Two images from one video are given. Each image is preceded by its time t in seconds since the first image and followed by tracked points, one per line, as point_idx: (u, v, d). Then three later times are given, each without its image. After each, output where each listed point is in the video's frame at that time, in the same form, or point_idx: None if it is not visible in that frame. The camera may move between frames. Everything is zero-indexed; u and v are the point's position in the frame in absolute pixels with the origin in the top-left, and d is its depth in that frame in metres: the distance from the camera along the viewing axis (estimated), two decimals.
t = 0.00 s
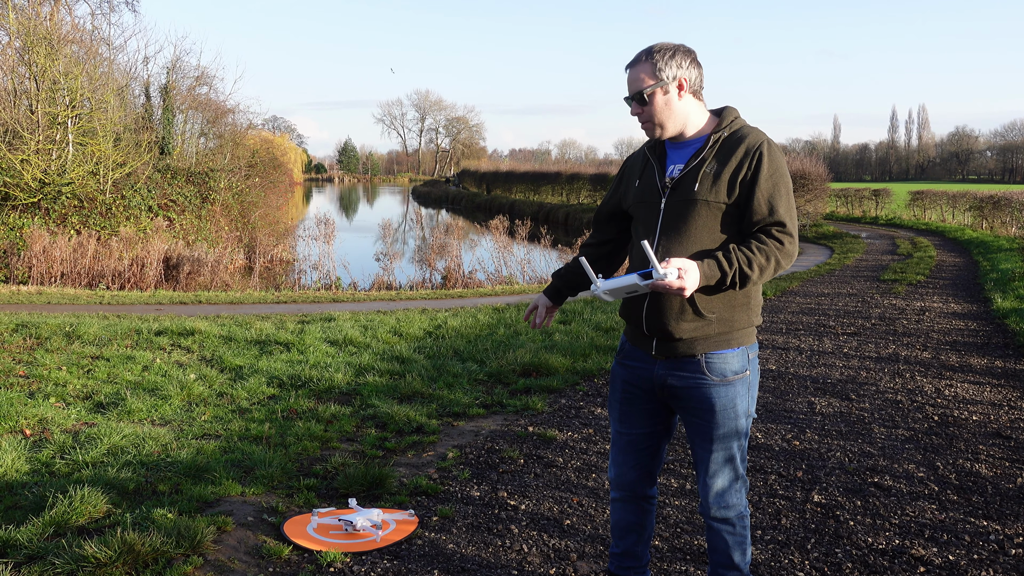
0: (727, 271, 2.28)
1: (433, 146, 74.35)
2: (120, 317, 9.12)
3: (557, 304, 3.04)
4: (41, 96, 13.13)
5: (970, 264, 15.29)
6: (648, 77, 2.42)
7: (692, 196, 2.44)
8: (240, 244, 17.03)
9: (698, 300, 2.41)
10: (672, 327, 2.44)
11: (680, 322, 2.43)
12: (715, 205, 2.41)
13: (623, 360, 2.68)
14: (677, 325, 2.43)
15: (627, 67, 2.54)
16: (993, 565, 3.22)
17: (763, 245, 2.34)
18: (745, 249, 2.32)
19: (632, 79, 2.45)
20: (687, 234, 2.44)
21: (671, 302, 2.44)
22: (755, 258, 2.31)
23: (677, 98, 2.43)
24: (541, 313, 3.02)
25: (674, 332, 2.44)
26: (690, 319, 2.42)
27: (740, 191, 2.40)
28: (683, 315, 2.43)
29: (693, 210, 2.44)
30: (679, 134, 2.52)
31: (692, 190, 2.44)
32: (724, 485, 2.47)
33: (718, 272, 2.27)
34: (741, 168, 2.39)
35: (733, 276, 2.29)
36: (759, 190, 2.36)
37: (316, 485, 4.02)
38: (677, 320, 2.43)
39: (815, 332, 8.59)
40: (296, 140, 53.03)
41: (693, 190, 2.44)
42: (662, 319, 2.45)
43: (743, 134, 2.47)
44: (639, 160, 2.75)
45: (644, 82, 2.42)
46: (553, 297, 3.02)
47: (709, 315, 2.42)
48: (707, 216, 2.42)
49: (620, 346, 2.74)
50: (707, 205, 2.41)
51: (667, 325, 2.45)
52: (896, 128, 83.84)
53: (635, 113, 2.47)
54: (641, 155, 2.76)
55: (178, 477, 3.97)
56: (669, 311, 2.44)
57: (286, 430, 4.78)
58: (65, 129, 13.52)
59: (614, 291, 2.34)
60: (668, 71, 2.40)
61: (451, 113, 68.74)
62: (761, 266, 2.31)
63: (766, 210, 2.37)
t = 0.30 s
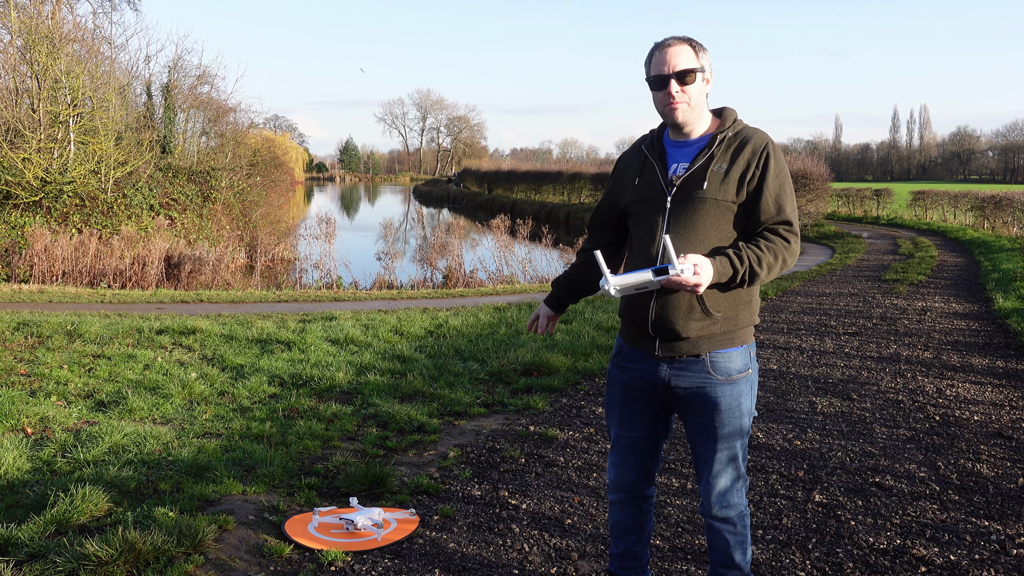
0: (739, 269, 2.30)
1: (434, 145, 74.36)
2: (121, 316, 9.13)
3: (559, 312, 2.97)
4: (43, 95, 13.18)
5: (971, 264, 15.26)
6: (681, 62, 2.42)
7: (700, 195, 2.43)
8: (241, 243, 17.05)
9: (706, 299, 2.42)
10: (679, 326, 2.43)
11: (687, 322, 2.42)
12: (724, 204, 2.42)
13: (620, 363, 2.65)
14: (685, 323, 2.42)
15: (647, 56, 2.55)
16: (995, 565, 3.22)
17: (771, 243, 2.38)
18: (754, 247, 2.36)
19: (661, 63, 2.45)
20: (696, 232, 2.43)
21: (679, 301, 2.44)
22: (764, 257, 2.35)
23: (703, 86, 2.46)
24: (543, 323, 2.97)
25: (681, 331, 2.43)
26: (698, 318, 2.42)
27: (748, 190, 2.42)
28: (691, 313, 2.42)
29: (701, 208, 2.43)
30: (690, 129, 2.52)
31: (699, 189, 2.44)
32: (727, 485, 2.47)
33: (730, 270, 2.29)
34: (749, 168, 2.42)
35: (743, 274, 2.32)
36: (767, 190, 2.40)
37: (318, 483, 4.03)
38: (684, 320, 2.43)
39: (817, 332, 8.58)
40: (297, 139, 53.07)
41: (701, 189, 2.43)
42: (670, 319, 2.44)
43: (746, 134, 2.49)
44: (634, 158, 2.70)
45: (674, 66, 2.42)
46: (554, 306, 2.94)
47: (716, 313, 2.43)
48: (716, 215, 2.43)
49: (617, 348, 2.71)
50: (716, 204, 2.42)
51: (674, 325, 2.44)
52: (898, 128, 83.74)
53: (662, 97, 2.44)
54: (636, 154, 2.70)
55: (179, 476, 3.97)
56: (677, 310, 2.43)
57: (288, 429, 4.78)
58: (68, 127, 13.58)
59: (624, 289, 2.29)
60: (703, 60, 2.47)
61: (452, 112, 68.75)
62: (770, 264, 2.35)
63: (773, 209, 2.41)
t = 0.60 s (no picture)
0: (746, 270, 2.34)
1: (435, 144, 74.31)
2: (123, 314, 9.14)
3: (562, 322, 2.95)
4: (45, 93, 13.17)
5: (973, 264, 15.23)
6: (688, 60, 2.42)
7: (707, 193, 2.43)
8: (243, 241, 17.04)
9: (711, 299, 2.42)
10: (685, 325, 2.42)
11: (693, 321, 2.42)
12: (729, 204, 2.44)
13: (620, 364, 2.63)
14: (691, 323, 2.42)
15: (653, 53, 2.54)
16: (996, 564, 3.22)
17: (775, 244, 2.42)
18: (759, 247, 2.39)
19: (670, 59, 2.44)
20: (703, 231, 2.42)
21: (685, 301, 2.42)
22: (770, 257, 2.38)
23: (710, 85, 2.46)
24: (548, 334, 2.92)
25: (686, 330, 2.42)
26: (703, 317, 2.42)
27: (752, 190, 2.46)
28: (697, 313, 2.42)
29: (707, 208, 2.43)
30: (694, 127, 2.52)
31: (705, 188, 2.43)
32: (729, 485, 2.46)
33: (738, 271, 2.32)
34: (754, 168, 2.45)
35: (750, 274, 2.35)
36: (771, 191, 2.45)
37: (319, 482, 4.03)
38: (689, 319, 2.42)
39: (818, 331, 8.57)
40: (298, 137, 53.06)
41: (707, 188, 2.43)
42: (675, 318, 2.43)
43: (748, 135, 2.51)
44: (633, 155, 2.66)
45: (684, 63, 2.42)
46: (558, 315, 2.92)
47: (721, 312, 2.44)
48: (722, 214, 2.43)
49: (615, 349, 2.68)
50: (722, 203, 2.43)
51: (680, 324, 2.43)
52: (900, 127, 83.61)
53: (670, 93, 2.43)
54: (636, 151, 2.67)
55: (180, 474, 3.98)
56: (682, 309, 2.42)
57: (289, 427, 4.78)
58: (69, 125, 13.54)
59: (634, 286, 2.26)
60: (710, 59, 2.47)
61: (454, 111, 68.75)
62: (775, 265, 2.39)
63: (777, 209, 2.46)
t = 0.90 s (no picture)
0: (747, 269, 2.33)
1: (437, 142, 74.29)
2: (125, 312, 9.15)
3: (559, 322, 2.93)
4: (47, 91, 13.17)
5: (976, 262, 15.19)
6: (692, 56, 2.42)
7: (707, 192, 2.42)
8: (245, 239, 17.05)
9: (711, 298, 2.42)
10: (684, 325, 2.41)
11: (692, 320, 2.41)
12: (729, 202, 2.43)
13: (620, 362, 2.62)
14: (690, 322, 2.41)
15: (656, 49, 2.54)
16: (998, 562, 3.21)
17: (775, 243, 2.42)
18: (759, 246, 2.39)
19: (674, 54, 2.44)
20: (703, 229, 2.42)
21: (684, 300, 2.42)
22: (769, 256, 2.38)
23: (714, 82, 2.46)
24: (545, 334, 2.88)
25: (686, 329, 2.41)
26: (702, 316, 2.42)
27: (752, 189, 2.46)
28: (696, 312, 2.41)
29: (707, 206, 2.42)
30: (696, 124, 2.51)
31: (705, 187, 2.43)
32: (730, 483, 2.46)
33: (738, 270, 2.31)
34: (754, 167, 2.44)
35: (750, 274, 2.35)
36: (771, 190, 2.44)
37: (321, 479, 4.03)
38: (689, 318, 2.41)
39: (820, 329, 8.56)
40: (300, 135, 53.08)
41: (707, 187, 2.42)
42: (675, 317, 2.42)
43: (749, 133, 2.50)
44: (633, 153, 2.65)
45: (688, 58, 2.42)
46: (555, 315, 2.90)
47: (720, 311, 2.43)
48: (722, 213, 2.43)
49: (615, 347, 2.67)
50: (722, 202, 2.42)
51: (679, 323, 2.42)
52: (902, 125, 83.43)
53: (673, 88, 2.43)
54: (635, 148, 2.66)
55: (183, 472, 3.98)
56: (682, 308, 2.42)
57: (291, 425, 4.78)
58: (71, 124, 13.51)
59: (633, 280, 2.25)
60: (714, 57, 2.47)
61: (455, 109, 68.74)
62: (775, 264, 2.39)
63: (777, 208, 2.46)
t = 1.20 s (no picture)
0: (747, 269, 2.32)
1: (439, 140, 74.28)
2: (127, 310, 9.15)
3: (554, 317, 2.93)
4: (48, 89, 13.21)
5: (978, 261, 15.16)
6: (691, 56, 2.41)
7: (706, 191, 2.42)
8: (247, 237, 17.05)
9: (710, 296, 2.41)
10: (683, 324, 2.41)
11: (692, 319, 2.41)
12: (728, 201, 2.42)
13: (619, 362, 2.61)
14: (690, 321, 2.41)
15: (654, 48, 2.53)
16: (999, 561, 3.20)
17: (774, 242, 2.41)
18: (758, 245, 2.38)
19: (673, 54, 2.43)
20: (702, 229, 2.41)
21: (684, 298, 2.41)
22: (769, 255, 2.37)
23: (712, 82, 2.45)
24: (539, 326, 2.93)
25: (685, 328, 2.41)
26: (701, 315, 2.41)
27: (752, 188, 2.45)
28: (696, 311, 2.40)
29: (706, 206, 2.41)
30: (695, 124, 2.50)
31: (704, 186, 2.42)
32: (731, 482, 2.46)
33: (738, 270, 2.31)
34: (753, 166, 2.44)
35: (750, 274, 2.34)
36: (770, 189, 2.43)
37: (322, 478, 4.03)
38: (688, 318, 2.41)
39: (822, 328, 8.55)
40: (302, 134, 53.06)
41: (706, 186, 2.42)
42: (674, 315, 2.42)
43: (748, 131, 2.49)
44: (632, 151, 2.64)
45: (686, 59, 2.41)
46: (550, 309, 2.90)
47: (720, 310, 2.43)
48: (721, 212, 2.42)
49: (614, 347, 2.66)
50: (721, 201, 2.41)
51: (678, 322, 2.41)
52: (904, 123, 83.25)
53: (672, 89, 2.42)
54: (633, 147, 2.65)
55: (184, 469, 3.98)
56: (682, 308, 2.41)
57: (292, 424, 4.78)
58: (73, 122, 13.57)
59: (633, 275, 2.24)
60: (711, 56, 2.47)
61: (458, 107, 68.74)
62: (774, 263, 2.38)
63: (777, 207, 2.45)
